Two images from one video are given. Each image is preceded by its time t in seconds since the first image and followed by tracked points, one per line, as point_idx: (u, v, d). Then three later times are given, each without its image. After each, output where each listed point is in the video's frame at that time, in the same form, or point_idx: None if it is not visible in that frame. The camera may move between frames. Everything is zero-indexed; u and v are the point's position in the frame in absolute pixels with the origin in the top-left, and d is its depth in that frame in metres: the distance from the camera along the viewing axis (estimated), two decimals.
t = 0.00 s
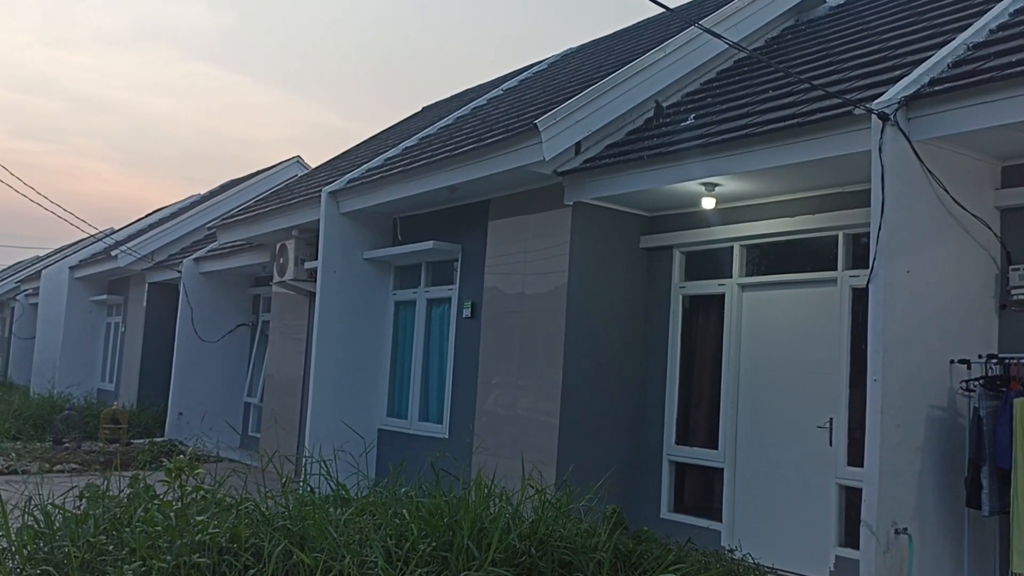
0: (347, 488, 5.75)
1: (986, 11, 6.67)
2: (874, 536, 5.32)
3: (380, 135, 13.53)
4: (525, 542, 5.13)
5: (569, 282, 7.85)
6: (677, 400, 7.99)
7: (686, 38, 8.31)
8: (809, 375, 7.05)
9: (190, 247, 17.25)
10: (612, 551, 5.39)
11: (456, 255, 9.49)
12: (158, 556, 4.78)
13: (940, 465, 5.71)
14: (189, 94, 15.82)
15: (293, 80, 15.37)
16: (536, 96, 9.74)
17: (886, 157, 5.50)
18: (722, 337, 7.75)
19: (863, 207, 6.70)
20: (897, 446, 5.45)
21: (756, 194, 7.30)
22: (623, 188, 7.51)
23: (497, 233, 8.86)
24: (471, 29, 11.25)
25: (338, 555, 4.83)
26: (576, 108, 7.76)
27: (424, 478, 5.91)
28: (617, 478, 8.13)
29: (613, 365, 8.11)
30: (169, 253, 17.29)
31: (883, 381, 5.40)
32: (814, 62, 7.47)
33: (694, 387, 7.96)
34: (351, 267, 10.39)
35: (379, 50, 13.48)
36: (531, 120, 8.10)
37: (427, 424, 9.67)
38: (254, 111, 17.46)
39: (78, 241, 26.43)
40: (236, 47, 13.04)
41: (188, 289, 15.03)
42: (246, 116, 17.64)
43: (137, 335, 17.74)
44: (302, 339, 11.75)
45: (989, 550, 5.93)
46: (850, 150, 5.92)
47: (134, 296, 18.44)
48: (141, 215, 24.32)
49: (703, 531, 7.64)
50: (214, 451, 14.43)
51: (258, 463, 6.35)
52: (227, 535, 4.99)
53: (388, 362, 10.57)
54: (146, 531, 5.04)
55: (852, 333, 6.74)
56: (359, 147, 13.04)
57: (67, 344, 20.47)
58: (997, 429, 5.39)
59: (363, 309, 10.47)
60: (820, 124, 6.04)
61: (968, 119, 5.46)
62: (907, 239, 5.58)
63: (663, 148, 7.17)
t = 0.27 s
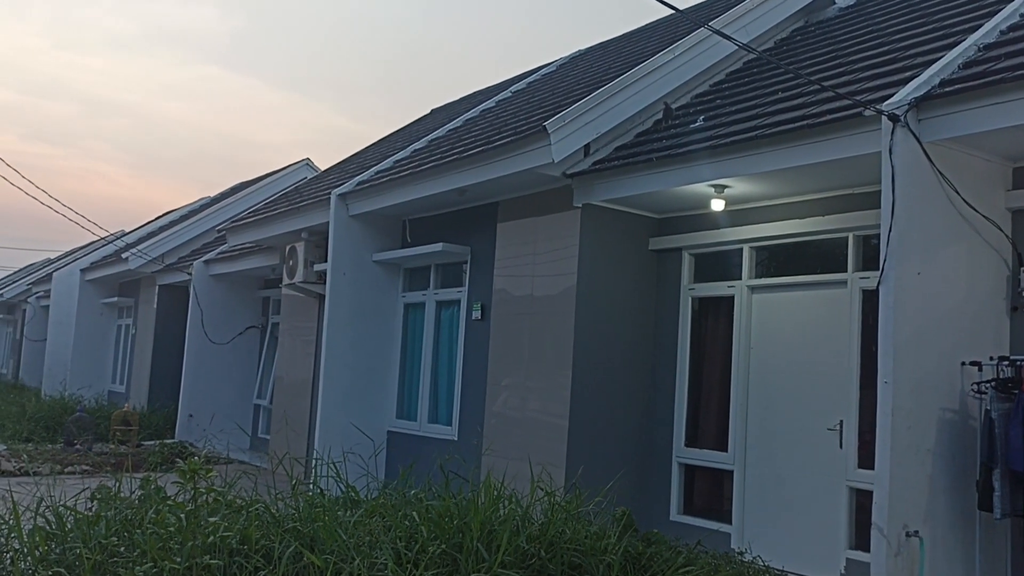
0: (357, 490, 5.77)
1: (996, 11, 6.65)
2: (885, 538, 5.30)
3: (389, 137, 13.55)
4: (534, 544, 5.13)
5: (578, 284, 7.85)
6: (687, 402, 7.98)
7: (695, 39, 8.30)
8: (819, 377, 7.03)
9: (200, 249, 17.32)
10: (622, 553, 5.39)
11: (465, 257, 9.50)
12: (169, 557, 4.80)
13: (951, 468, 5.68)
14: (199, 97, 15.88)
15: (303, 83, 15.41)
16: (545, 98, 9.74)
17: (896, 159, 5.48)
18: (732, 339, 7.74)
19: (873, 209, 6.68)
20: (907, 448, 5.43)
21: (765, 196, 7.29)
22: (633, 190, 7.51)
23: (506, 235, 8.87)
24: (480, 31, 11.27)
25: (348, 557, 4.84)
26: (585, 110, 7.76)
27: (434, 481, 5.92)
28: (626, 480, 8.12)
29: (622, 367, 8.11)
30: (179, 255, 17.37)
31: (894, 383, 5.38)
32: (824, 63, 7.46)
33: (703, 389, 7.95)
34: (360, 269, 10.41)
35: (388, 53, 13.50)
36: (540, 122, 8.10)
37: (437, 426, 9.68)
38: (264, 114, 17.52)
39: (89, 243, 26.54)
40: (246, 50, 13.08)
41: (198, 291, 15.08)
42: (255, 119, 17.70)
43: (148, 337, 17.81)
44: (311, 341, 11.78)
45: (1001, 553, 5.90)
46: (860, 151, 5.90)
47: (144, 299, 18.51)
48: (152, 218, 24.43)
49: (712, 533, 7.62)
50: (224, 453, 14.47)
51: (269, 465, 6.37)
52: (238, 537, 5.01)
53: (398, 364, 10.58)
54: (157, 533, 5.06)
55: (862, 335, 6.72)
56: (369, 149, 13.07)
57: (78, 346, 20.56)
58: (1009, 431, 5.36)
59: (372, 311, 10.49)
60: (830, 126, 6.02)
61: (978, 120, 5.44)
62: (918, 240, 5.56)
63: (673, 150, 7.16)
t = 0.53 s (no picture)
0: (363, 493, 5.77)
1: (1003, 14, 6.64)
2: (892, 542, 5.28)
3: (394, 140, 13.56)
4: (540, 546, 5.12)
5: (583, 286, 7.84)
6: (693, 405, 7.97)
7: (701, 42, 8.30)
8: (826, 380, 7.01)
9: (206, 252, 17.38)
10: (629, 556, 5.38)
11: (471, 259, 9.51)
12: (176, 559, 4.81)
13: (959, 471, 5.66)
14: (205, 101, 15.91)
15: (308, 86, 15.44)
16: (551, 101, 9.75)
17: (903, 161, 5.47)
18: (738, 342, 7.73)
19: (879, 211, 6.67)
20: (915, 451, 5.41)
21: (771, 198, 7.28)
22: (639, 192, 7.50)
23: (512, 238, 8.87)
24: (486, 34, 11.28)
25: (354, 559, 4.84)
26: (591, 113, 7.76)
27: (440, 484, 5.92)
28: (632, 483, 8.11)
29: (628, 369, 8.10)
30: (185, 258, 17.44)
31: (901, 386, 5.37)
32: (831, 65, 7.45)
33: (709, 392, 7.93)
34: (366, 272, 10.42)
35: (394, 56, 13.53)
36: (545, 125, 8.10)
37: (442, 429, 9.69)
38: (270, 117, 17.55)
39: (96, 246, 26.59)
40: (252, 53, 13.11)
41: (204, 293, 15.11)
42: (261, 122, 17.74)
43: (154, 340, 17.84)
44: (317, 343, 11.79)
45: (1008, 556, 5.88)
46: (867, 153, 5.89)
47: (151, 301, 18.56)
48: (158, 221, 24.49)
49: (718, 536, 7.61)
50: (230, 455, 14.49)
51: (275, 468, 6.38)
52: (245, 539, 5.02)
53: (403, 366, 10.58)
54: (164, 535, 5.06)
55: (869, 337, 6.70)
56: (374, 152, 13.09)
57: (84, 348, 20.61)
58: (1016, 434, 5.34)
59: (378, 313, 10.50)
60: (837, 128, 6.01)
61: (986, 122, 5.43)
62: (925, 243, 5.55)
63: (678, 152, 7.16)
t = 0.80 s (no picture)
0: (365, 493, 5.78)
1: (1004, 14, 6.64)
2: (894, 542, 5.28)
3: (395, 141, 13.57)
4: (542, 547, 5.13)
5: (584, 287, 7.84)
6: (694, 405, 7.96)
7: (702, 42, 8.30)
8: (828, 380, 7.01)
9: (207, 252, 17.42)
10: (630, 557, 5.38)
11: (471, 260, 9.51)
12: (179, 560, 4.81)
13: (960, 471, 5.66)
14: (206, 102, 15.92)
15: (309, 87, 15.45)
16: (552, 101, 9.76)
17: (905, 161, 5.47)
18: (739, 342, 7.73)
19: (881, 211, 6.67)
20: (917, 452, 5.41)
21: (772, 199, 7.28)
22: (640, 193, 7.50)
23: (513, 238, 8.88)
24: (487, 35, 11.28)
25: (356, 560, 4.84)
26: (593, 113, 7.76)
27: (441, 484, 5.92)
28: (633, 483, 8.11)
29: (629, 370, 8.10)
30: (187, 259, 17.52)
31: (903, 386, 5.36)
32: (832, 66, 7.45)
33: (710, 392, 7.93)
34: (367, 273, 10.42)
35: (395, 57, 13.53)
36: (546, 125, 8.11)
37: (443, 429, 9.69)
38: (271, 118, 17.56)
39: (97, 247, 26.61)
40: (252, 54, 13.11)
41: (205, 294, 15.12)
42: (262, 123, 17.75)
43: (155, 341, 17.85)
44: (318, 344, 11.80)
45: (1009, 556, 5.88)
46: (868, 153, 5.89)
47: (151, 302, 18.57)
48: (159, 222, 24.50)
49: (720, 537, 7.60)
50: (231, 456, 14.50)
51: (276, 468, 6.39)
52: (247, 539, 5.02)
53: (404, 367, 10.58)
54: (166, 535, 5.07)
55: (870, 338, 6.70)
56: (375, 153, 13.10)
57: (85, 349, 20.61)
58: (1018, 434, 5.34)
59: (380, 314, 10.50)
60: (838, 129, 6.01)
61: (987, 123, 5.43)
62: (927, 243, 5.55)
63: (680, 153, 7.16)
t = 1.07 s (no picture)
0: (366, 493, 5.78)
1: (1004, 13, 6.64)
2: (896, 541, 5.28)
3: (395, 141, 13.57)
4: (544, 547, 5.12)
5: (585, 287, 7.84)
6: (695, 405, 7.96)
7: (702, 42, 8.30)
8: (829, 379, 7.01)
9: (207, 253, 17.41)
10: (631, 556, 5.39)
11: (472, 260, 9.51)
12: (180, 560, 4.81)
13: (962, 469, 5.66)
14: (206, 102, 15.92)
15: (308, 88, 15.45)
16: (552, 101, 9.75)
17: (906, 160, 5.47)
18: (740, 342, 7.72)
19: (881, 210, 6.67)
20: (918, 450, 5.40)
21: (772, 198, 7.29)
22: (640, 193, 7.50)
23: (513, 238, 8.88)
24: (487, 35, 11.28)
25: (358, 560, 4.83)
26: (593, 113, 7.76)
27: (442, 484, 5.92)
28: (634, 483, 8.11)
29: (630, 369, 8.10)
30: (186, 259, 17.50)
31: (904, 385, 5.36)
32: (832, 65, 7.45)
33: (711, 392, 7.93)
34: (368, 273, 10.42)
35: (395, 57, 13.53)
36: (546, 125, 8.11)
37: (444, 429, 9.69)
38: (270, 118, 17.56)
39: (98, 248, 26.62)
40: (252, 54, 13.11)
41: (205, 295, 15.12)
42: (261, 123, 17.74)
43: (155, 342, 17.86)
44: (318, 344, 11.80)
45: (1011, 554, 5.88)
46: (868, 153, 5.89)
47: (152, 303, 18.57)
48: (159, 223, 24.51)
49: (721, 536, 7.60)
50: (232, 457, 14.50)
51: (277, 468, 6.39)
52: (248, 539, 5.02)
53: (405, 367, 10.58)
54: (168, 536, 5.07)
55: (871, 336, 6.70)
56: (375, 153, 13.09)
57: (85, 350, 20.61)
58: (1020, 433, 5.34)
59: (380, 314, 10.50)
60: (838, 128, 6.01)
61: (987, 121, 5.43)
62: (928, 242, 5.55)
63: (680, 153, 7.16)
